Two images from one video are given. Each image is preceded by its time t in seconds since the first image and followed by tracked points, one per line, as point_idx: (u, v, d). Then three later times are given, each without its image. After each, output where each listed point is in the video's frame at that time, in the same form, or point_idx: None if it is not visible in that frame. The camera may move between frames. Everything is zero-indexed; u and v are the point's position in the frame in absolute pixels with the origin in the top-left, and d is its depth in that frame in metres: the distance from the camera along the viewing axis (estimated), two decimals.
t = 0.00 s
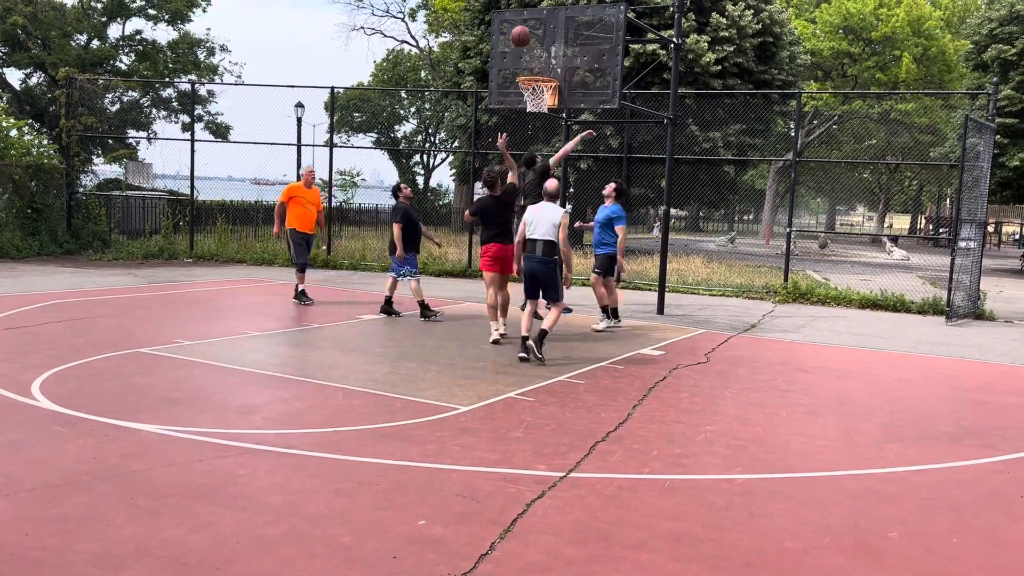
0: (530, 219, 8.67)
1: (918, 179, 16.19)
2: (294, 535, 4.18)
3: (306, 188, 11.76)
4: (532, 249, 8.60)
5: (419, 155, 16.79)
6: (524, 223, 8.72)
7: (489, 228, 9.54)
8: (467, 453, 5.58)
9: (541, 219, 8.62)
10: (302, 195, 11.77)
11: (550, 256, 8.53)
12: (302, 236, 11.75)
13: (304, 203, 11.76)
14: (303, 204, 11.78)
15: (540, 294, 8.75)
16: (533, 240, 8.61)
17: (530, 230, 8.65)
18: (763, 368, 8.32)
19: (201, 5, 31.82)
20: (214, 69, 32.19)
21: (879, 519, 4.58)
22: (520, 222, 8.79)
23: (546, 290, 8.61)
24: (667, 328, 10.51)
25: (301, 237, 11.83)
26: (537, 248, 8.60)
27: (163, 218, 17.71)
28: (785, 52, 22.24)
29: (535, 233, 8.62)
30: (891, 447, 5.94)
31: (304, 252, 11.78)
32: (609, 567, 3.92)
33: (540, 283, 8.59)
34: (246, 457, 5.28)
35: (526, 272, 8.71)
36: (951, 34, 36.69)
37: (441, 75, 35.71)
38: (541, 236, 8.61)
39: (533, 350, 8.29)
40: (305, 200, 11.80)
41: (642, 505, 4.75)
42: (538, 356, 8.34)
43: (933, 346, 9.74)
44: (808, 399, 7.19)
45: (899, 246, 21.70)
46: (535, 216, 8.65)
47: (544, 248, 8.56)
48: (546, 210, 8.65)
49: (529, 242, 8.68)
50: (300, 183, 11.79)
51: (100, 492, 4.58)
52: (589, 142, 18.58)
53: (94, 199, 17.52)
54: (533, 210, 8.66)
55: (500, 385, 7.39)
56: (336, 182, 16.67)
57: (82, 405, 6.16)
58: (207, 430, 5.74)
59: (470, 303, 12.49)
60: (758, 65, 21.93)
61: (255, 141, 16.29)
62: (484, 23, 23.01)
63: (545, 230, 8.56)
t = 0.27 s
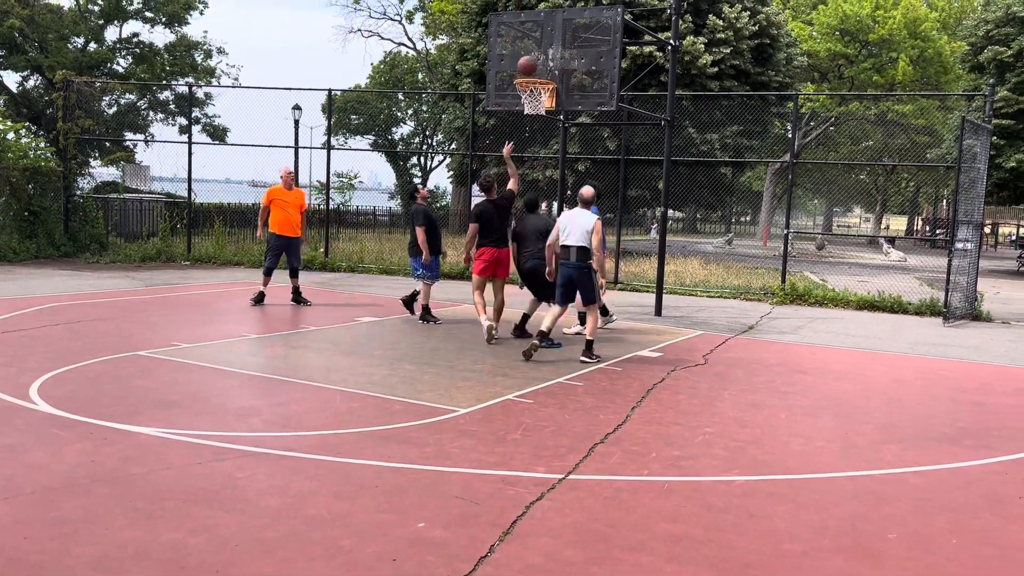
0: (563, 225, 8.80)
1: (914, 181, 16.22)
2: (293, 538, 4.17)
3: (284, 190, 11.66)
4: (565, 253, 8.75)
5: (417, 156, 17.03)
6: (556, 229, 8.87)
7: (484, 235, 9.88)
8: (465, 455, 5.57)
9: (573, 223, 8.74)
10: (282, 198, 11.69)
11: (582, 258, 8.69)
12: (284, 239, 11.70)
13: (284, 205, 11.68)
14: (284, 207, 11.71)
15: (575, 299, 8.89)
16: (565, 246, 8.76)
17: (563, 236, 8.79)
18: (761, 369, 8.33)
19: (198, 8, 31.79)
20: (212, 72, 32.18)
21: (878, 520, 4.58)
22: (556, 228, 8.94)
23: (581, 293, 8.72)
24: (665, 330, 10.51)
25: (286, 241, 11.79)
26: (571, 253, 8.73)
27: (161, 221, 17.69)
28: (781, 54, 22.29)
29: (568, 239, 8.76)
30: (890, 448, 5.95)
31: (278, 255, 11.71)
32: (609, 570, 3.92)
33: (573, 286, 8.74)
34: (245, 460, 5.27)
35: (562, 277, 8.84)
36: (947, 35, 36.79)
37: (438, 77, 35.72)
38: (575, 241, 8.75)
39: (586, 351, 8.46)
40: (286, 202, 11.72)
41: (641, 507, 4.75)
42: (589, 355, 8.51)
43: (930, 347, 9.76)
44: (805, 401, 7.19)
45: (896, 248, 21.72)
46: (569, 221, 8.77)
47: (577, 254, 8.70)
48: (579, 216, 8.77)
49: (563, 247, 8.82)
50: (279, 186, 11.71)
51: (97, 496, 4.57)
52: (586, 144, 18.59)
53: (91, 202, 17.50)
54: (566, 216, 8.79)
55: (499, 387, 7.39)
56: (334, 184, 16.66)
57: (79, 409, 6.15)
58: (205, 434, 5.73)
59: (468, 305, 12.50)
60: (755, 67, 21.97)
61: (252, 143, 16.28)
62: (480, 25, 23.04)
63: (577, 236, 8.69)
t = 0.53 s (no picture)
0: (587, 225, 8.90)
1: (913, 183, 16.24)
2: (294, 541, 4.17)
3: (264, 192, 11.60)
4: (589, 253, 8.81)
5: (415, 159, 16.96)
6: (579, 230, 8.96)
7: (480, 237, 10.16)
8: (465, 458, 5.57)
9: (597, 224, 8.83)
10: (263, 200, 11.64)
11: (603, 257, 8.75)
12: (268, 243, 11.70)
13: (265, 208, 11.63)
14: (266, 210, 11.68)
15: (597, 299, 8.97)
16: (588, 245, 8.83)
17: (586, 235, 8.88)
18: (761, 371, 8.34)
19: (197, 11, 31.81)
20: (210, 75, 32.18)
21: (878, 522, 4.59)
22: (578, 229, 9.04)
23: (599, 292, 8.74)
24: (664, 332, 10.52)
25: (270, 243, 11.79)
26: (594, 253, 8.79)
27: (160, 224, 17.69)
28: (780, 56, 22.33)
29: (590, 239, 8.85)
30: (890, 449, 5.95)
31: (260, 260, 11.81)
32: (609, 572, 3.92)
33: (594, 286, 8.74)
34: (245, 462, 5.27)
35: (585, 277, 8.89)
36: (945, 37, 36.85)
37: (437, 80, 35.77)
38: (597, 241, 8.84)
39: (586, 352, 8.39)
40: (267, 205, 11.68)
41: (641, 509, 4.76)
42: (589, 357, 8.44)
43: (929, 349, 9.77)
44: (805, 402, 7.20)
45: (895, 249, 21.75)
46: (591, 221, 8.88)
47: (599, 253, 8.77)
48: (602, 216, 8.89)
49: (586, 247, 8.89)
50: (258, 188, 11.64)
51: (98, 499, 4.57)
52: (585, 146, 18.60)
53: (90, 205, 17.45)
54: (589, 216, 8.90)
55: (499, 389, 7.40)
56: (333, 187, 16.68)
57: (79, 412, 6.15)
58: (205, 437, 5.73)
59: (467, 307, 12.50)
60: (753, 69, 22.01)
61: (251, 146, 16.29)
62: (479, 28, 23.06)
63: (600, 235, 8.78)
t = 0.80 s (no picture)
0: (606, 231, 8.87)
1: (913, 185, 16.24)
2: (294, 544, 4.17)
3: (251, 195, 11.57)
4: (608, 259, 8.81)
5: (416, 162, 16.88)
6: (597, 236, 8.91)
7: (468, 240, 10.09)
8: (466, 461, 5.57)
9: (617, 229, 8.82)
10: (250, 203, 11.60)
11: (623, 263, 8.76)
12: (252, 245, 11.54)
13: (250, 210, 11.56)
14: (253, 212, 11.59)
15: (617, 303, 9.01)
16: (610, 251, 8.82)
17: (606, 241, 8.85)
18: (762, 374, 8.34)
19: (198, 15, 31.86)
20: (211, 78, 32.23)
21: (879, 524, 4.58)
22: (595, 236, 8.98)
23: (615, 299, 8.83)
24: (665, 335, 10.52)
25: (255, 246, 11.66)
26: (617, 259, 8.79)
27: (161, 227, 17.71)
28: (780, 58, 22.34)
29: (611, 245, 8.83)
30: (891, 452, 5.95)
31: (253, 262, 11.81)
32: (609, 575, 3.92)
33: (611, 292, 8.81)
34: (246, 466, 5.27)
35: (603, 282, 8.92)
36: (945, 40, 36.86)
37: (437, 83, 35.79)
38: (617, 247, 8.83)
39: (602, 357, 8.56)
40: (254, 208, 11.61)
41: (642, 512, 4.75)
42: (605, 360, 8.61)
43: (930, 351, 9.76)
44: (806, 405, 7.19)
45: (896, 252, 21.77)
46: (612, 227, 8.86)
47: (621, 259, 8.78)
48: (619, 221, 8.90)
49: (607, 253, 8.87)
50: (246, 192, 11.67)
51: (99, 502, 4.57)
52: (585, 149, 18.63)
53: (91, 209, 17.45)
54: (606, 222, 8.87)
55: (500, 392, 7.40)
56: (333, 190, 16.69)
57: (80, 415, 6.15)
58: (206, 440, 5.73)
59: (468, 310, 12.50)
60: (753, 71, 22.03)
61: (252, 150, 16.32)
62: (479, 31, 23.10)
63: (622, 240, 8.78)
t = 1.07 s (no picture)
0: (631, 235, 8.85)
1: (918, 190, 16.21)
2: (298, 549, 4.17)
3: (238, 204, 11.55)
4: (634, 262, 8.80)
5: (420, 168, 16.92)
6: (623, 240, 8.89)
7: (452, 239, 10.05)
8: (469, 465, 5.57)
9: (643, 235, 8.81)
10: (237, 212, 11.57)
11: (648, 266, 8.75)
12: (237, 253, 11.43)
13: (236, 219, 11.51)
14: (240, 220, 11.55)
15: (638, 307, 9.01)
16: (637, 254, 8.80)
17: (632, 245, 8.83)
18: (765, 378, 8.33)
19: (202, 22, 31.97)
20: (216, 85, 32.32)
21: (883, 529, 4.57)
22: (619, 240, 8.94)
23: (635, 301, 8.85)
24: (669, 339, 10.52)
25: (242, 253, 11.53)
26: (643, 262, 8.78)
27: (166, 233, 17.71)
28: (784, 63, 22.35)
29: (637, 248, 8.82)
30: (895, 456, 5.93)
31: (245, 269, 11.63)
32: None
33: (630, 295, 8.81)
34: (249, 471, 5.28)
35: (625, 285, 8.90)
36: (949, 44, 36.83)
37: (441, 89, 35.91)
38: (644, 251, 8.83)
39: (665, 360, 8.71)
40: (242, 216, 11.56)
41: (646, 517, 4.75)
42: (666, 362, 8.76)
43: (935, 355, 9.74)
44: (810, 409, 7.18)
45: (900, 256, 21.72)
46: (638, 232, 8.84)
47: (648, 263, 8.77)
48: (642, 225, 8.91)
49: (632, 257, 8.85)
50: (234, 202, 11.68)
51: (103, 508, 4.57)
52: (589, 154, 18.65)
53: (96, 215, 17.51)
54: (631, 226, 8.85)
55: (503, 397, 7.40)
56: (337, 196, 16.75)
57: (85, 420, 6.16)
58: (210, 445, 5.74)
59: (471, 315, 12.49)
60: (757, 76, 22.06)
61: (257, 155, 16.36)
62: (482, 37, 23.15)
63: (649, 243, 8.78)
